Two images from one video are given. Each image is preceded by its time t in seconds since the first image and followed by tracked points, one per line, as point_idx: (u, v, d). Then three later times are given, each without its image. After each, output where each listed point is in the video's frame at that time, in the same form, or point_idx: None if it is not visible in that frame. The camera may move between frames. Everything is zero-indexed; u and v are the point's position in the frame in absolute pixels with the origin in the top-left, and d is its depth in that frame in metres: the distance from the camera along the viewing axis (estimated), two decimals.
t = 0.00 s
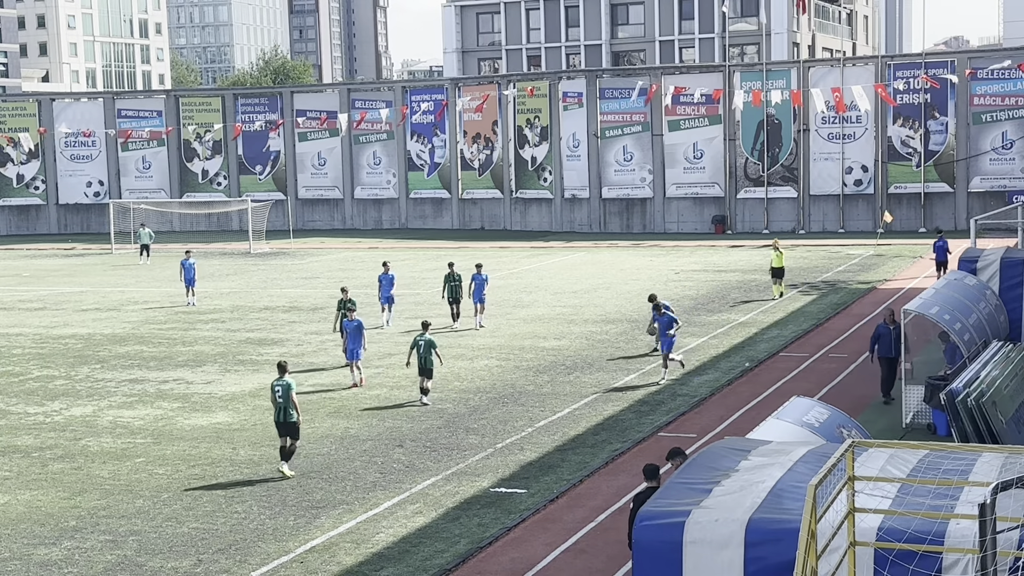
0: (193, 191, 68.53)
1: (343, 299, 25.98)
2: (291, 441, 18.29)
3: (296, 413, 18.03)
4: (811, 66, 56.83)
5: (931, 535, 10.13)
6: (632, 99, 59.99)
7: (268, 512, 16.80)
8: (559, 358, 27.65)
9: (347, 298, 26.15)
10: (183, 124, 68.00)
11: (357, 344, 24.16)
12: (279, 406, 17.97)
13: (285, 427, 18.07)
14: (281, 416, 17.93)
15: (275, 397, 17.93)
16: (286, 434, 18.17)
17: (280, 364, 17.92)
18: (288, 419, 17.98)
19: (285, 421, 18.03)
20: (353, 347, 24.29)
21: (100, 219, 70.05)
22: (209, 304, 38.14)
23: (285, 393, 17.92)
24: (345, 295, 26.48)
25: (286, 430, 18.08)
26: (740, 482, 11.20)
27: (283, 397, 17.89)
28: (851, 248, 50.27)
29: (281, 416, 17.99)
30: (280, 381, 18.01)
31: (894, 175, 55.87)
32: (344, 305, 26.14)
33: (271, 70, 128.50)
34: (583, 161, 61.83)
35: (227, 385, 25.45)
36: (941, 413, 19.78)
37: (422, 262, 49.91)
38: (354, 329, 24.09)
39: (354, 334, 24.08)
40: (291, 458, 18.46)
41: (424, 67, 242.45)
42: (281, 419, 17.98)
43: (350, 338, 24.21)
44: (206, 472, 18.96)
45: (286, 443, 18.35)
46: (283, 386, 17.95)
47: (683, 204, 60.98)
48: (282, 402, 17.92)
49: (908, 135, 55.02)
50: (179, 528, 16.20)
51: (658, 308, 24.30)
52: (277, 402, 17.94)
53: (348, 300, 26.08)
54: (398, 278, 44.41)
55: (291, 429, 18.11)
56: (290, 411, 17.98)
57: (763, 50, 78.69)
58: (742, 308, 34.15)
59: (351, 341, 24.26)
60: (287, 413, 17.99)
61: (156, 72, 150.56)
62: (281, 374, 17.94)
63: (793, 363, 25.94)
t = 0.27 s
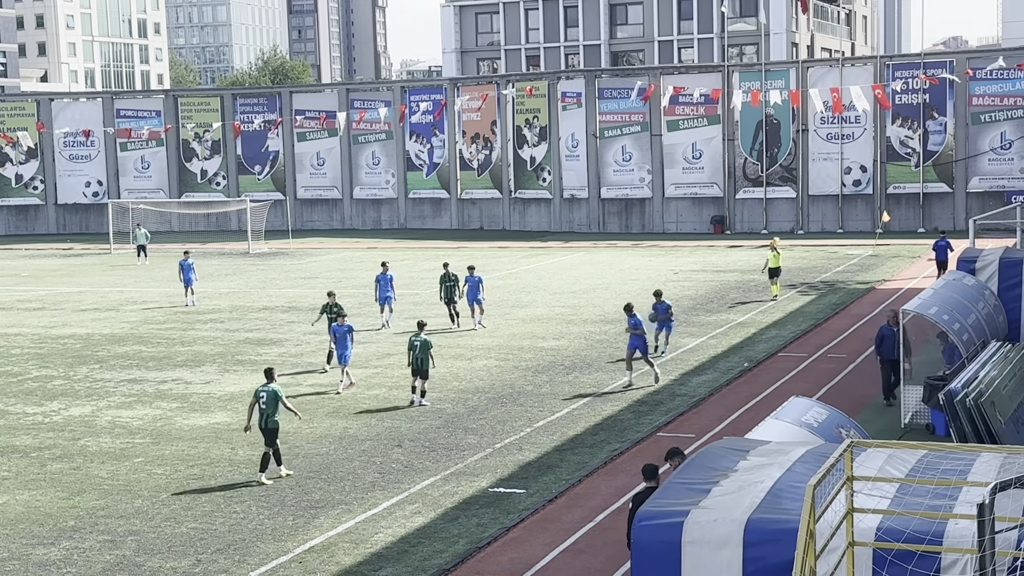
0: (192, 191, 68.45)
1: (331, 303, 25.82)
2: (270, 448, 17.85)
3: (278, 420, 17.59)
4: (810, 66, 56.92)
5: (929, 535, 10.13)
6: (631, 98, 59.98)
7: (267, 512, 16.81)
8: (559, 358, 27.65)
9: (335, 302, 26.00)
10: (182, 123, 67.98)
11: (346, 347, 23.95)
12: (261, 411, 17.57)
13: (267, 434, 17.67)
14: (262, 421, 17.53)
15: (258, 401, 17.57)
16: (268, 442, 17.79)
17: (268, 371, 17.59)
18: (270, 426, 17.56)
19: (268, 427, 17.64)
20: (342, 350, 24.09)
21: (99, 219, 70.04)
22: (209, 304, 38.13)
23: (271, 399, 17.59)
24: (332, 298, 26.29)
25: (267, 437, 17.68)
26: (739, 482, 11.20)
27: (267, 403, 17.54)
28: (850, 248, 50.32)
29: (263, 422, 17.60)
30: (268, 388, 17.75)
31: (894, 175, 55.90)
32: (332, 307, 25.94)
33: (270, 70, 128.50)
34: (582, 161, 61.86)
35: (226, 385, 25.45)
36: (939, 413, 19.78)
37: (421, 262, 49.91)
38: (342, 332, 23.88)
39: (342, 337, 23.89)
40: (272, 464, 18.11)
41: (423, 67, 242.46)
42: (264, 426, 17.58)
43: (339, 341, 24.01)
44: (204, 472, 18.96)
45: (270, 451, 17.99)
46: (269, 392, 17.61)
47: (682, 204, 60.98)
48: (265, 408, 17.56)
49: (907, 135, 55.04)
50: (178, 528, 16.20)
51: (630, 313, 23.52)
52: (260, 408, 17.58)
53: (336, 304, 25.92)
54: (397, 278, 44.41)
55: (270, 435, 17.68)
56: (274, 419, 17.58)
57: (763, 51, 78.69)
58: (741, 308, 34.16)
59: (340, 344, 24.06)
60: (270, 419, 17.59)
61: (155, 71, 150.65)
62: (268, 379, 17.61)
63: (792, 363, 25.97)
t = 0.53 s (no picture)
0: (188, 191, 68.37)
1: (314, 303, 25.49)
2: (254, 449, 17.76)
3: (261, 423, 17.45)
4: (806, 67, 57.07)
5: (925, 535, 10.12)
6: (627, 99, 60.07)
7: (263, 512, 16.79)
8: (554, 358, 27.67)
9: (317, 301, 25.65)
10: (178, 123, 67.96)
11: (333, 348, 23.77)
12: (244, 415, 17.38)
13: (249, 436, 17.53)
14: (245, 426, 17.36)
15: (241, 406, 17.34)
16: (250, 444, 17.62)
17: (250, 374, 17.35)
18: (254, 428, 17.44)
19: (250, 429, 17.50)
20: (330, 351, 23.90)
21: (95, 219, 69.95)
22: (204, 304, 38.12)
23: (251, 402, 17.33)
24: (314, 298, 25.96)
25: (250, 440, 17.54)
26: (734, 482, 11.21)
27: (248, 407, 17.32)
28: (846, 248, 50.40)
29: (245, 426, 17.41)
30: (247, 388, 17.43)
31: (890, 175, 56.04)
32: (315, 308, 25.59)
33: (266, 70, 128.50)
34: (578, 161, 61.86)
35: (222, 385, 25.44)
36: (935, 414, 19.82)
37: (417, 262, 49.92)
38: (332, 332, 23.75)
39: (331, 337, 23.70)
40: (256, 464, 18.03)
41: (419, 67, 242.59)
42: (246, 429, 17.42)
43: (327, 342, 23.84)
44: (200, 472, 18.94)
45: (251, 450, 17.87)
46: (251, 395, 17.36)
47: (678, 205, 60.98)
48: (247, 412, 17.34)
49: (903, 136, 55.20)
50: (174, 528, 16.18)
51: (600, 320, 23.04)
52: (242, 411, 17.36)
53: (319, 304, 25.56)
54: (393, 278, 44.42)
55: (254, 439, 17.56)
56: (256, 421, 17.41)
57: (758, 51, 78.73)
58: (737, 308, 34.18)
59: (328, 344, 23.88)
60: (252, 422, 17.42)
61: (151, 71, 150.78)
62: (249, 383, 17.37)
63: (788, 363, 25.99)
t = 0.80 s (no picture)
0: (181, 191, 68.33)
1: (295, 307, 25.66)
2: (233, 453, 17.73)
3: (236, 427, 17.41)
4: (799, 67, 57.01)
5: (918, 535, 10.12)
6: (621, 99, 60.09)
7: (256, 512, 16.78)
8: (548, 358, 27.69)
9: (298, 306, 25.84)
10: (171, 123, 67.86)
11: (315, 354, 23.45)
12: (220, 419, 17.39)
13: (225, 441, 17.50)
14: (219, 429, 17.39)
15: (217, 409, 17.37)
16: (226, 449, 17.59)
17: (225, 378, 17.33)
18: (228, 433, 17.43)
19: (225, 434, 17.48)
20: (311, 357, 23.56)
21: (88, 219, 69.85)
22: (198, 305, 38.09)
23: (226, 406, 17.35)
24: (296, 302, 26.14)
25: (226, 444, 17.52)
26: (728, 482, 11.22)
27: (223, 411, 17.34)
28: (839, 248, 50.53)
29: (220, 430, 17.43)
30: (221, 394, 17.46)
31: (883, 175, 56.13)
32: (297, 311, 25.79)
33: (260, 69, 128.29)
34: (572, 161, 61.93)
35: (216, 386, 25.43)
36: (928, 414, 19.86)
37: (411, 262, 49.91)
38: (314, 336, 23.52)
39: (313, 341, 23.40)
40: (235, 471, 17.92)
41: (413, 67, 242.59)
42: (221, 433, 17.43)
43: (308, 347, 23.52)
44: (194, 473, 18.91)
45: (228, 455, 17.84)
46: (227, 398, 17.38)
47: (672, 205, 61.00)
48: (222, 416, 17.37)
49: (897, 136, 55.23)
50: (167, 528, 16.16)
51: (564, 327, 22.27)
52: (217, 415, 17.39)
53: (301, 308, 25.82)
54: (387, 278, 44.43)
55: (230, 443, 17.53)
56: (229, 426, 17.42)
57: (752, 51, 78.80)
58: (731, 308, 34.20)
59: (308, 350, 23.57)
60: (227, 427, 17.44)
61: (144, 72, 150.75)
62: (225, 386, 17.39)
63: (781, 363, 26.04)
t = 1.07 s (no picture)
0: (172, 191, 68.31)
1: (271, 308, 25.35)
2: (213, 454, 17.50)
3: (217, 428, 17.16)
4: (790, 67, 57.21)
5: (909, 534, 10.12)
6: (612, 99, 60.32)
7: (247, 513, 16.74)
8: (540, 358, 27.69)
9: (274, 306, 25.51)
10: (162, 122, 67.67)
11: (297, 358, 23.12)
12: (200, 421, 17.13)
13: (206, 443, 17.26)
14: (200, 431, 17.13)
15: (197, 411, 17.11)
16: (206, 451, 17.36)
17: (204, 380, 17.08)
18: (209, 435, 17.17)
19: (205, 436, 17.22)
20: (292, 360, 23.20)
21: (78, 219, 69.64)
22: (190, 305, 38.05)
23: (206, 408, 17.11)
24: (272, 301, 25.83)
25: (207, 446, 17.28)
26: (719, 482, 11.22)
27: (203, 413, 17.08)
28: (830, 248, 50.65)
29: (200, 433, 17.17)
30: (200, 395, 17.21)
31: (873, 176, 56.05)
32: (273, 312, 25.45)
33: (251, 69, 128.18)
34: (563, 162, 61.90)
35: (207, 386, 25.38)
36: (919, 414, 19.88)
37: (403, 263, 49.91)
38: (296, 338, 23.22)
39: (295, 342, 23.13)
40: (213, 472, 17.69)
41: (405, 68, 242.63)
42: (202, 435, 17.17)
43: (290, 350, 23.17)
44: (185, 474, 18.87)
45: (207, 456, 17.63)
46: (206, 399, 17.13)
47: (663, 205, 61.03)
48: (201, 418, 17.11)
49: (887, 136, 55.28)
50: (158, 529, 16.12)
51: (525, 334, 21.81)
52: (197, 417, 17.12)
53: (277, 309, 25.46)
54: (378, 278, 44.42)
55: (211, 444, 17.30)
56: (210, 427, 17.15)
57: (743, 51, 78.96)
58: (722, 308, 34.25)
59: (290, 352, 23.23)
60: (207, 429, 17.17)
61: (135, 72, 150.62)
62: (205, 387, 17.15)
63: (772, 363, 26.07)
